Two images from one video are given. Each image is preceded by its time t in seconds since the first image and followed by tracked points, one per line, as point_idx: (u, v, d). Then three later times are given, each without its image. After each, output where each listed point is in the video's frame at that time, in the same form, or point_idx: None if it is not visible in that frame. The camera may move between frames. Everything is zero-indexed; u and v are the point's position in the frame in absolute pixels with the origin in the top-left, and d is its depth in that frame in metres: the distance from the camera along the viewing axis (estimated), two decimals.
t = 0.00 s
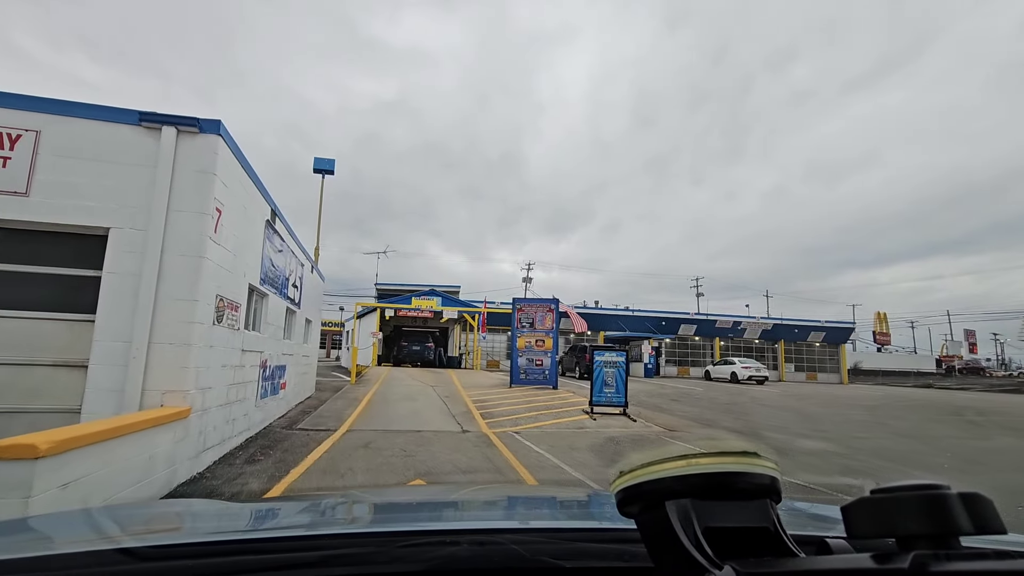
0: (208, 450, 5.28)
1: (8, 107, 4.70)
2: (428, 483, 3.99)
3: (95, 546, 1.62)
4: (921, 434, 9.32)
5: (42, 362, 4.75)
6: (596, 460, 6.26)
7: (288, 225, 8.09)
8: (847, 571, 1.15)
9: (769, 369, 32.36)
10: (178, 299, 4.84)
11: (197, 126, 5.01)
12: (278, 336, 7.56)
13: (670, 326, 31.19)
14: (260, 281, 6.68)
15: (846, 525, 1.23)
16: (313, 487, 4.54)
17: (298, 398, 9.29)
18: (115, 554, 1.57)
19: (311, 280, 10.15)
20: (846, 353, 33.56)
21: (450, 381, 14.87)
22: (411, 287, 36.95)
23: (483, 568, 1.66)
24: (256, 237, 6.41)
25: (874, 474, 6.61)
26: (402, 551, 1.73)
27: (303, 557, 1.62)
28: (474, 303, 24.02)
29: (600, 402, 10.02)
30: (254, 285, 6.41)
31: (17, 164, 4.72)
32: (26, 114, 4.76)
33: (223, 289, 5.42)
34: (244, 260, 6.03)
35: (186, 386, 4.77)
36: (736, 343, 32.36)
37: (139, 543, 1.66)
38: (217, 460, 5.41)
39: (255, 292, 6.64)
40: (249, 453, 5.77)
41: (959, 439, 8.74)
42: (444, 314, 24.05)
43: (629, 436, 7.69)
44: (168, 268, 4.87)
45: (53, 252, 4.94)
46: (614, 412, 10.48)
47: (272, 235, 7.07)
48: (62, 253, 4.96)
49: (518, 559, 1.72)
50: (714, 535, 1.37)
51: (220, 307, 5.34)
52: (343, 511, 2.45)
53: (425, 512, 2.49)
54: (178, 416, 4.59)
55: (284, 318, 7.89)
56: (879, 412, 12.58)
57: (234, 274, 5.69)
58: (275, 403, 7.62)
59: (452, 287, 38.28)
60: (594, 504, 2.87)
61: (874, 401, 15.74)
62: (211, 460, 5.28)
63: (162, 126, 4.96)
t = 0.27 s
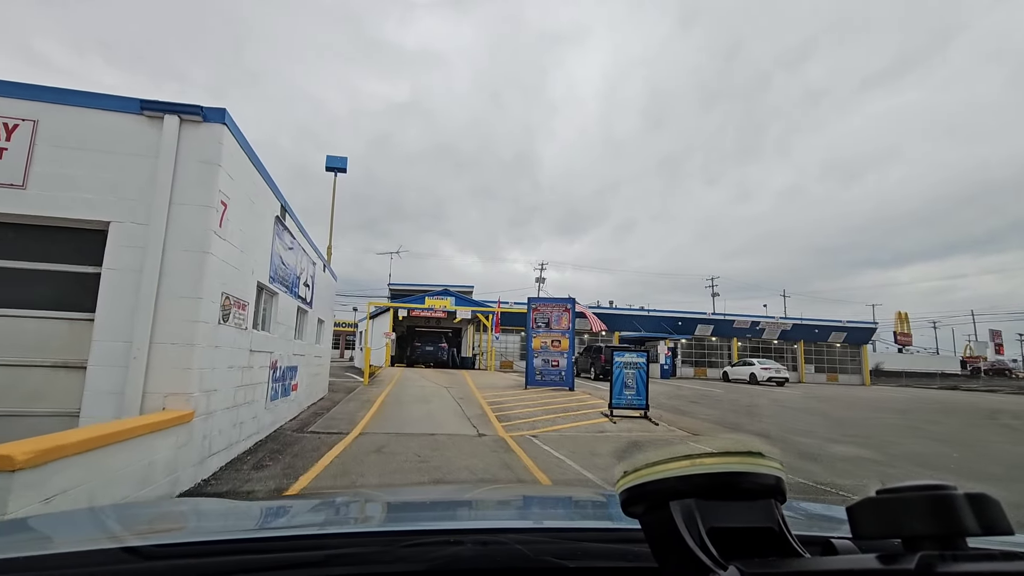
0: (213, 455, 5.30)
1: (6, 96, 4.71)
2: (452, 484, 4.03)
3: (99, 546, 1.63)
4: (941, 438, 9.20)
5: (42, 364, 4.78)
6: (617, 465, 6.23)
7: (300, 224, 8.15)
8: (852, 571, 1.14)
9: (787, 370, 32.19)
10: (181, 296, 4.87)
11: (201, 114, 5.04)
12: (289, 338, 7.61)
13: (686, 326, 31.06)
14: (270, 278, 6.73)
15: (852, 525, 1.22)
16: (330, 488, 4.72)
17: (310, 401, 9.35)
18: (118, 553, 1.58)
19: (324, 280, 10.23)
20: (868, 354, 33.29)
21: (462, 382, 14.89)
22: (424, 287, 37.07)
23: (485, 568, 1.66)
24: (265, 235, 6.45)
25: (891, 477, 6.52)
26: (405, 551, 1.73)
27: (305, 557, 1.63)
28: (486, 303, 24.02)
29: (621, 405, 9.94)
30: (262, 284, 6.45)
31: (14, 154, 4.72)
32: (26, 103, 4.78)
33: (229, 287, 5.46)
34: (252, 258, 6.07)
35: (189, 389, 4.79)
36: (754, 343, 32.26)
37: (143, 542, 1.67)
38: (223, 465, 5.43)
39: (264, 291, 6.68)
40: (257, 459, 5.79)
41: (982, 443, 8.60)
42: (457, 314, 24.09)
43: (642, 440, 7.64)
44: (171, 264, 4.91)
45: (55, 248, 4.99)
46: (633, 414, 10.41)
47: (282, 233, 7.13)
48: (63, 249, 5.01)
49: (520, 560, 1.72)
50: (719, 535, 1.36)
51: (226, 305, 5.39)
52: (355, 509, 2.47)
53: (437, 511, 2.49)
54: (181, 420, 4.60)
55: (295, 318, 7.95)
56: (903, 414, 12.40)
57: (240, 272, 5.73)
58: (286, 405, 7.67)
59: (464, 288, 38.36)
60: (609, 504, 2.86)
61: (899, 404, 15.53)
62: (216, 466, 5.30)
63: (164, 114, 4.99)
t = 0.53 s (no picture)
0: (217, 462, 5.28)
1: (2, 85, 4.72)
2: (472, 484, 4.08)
3: (106, 544, 1.64)
4: (961, 441, 9.09)
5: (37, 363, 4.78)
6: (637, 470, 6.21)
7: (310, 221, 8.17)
8: (856, 571, 1.14)
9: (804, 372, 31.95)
10: (179, 294, 4.83)
11: (202, 101, 5.00)
12: (297, 339, 7.61)
13: (701, 326, 31.05)
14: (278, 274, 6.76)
15: (857, 526, 1.21)
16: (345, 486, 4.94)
17: (320, 402, 9.38)
18: (125, 551, 1.59)
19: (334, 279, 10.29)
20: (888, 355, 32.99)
21: (473, 382, 14.91)
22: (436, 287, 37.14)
23: (489, 568, 1.66)
24: (270, 231, 6.42)
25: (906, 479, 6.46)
26: (410, 551, 1.74)
27: (311, 556, 1.64)
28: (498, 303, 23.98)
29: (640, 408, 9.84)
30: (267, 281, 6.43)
31: (7, 142, 4.71)
32: (25, 93, 4.80)
33: (230, 283, 5.43)
34: (256, 255, 6.04)
35: (188, 393, 4.73)
36: (770, 344, 32.09)
37: (151, 541, 1.68)
38: (226, 472, 5.39)
39: (271, 288, 6.69)
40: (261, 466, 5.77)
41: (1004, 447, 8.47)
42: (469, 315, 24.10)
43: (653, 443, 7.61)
44: (169, 259, 4.87)
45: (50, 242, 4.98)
46: (650, 416, 10.27)
47: (290, 230, 7.16)
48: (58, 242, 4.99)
49: (525, 559, 1.72)
50: (722, 536, 1.35)
51: (227, 302, 5.36)
52: (366, 508, 2.49)
53: (448, 511, 2.50)
54: (180, 425, 4.55)
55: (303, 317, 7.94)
56: (926, 417, 12.23)
57: (243, 268, 5.69)
58: (294, 407, 7.66)
59: (476, 288, 38.42)
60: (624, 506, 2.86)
61: (924, 406, 15.33)
62: (218, 473, 5.26)
63: (162, 101, 4.96)
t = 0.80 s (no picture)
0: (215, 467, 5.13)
1: None
2: (492, 484, 4.09)
3: (109, 543, 1.65)
4: (977, 444, 8.97)
5: (24, 365, 4.58)
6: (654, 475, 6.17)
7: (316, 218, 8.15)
8: (859, 571, 1.13)
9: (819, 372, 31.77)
10: (176, 291, 4.62)
11: (199, 87, 4.76)
12: (299, 338, 7.48)
13: (713, 326, 30.96)
14: (283, 272, 6.78)
15: (859, 525, 1.21)
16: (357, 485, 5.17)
17: (326, 404, 9.32)
18: (130, 550, 1.60)
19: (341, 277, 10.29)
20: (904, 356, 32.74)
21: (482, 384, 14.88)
22: (446, 286, 37.19)
23: (491, 567, 1.66)
24: (271, 226, 6.27)
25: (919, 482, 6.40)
26: (412, 550, 1.74)
27: (313, 555, 1.64)
28: (507, 303, 23.92)
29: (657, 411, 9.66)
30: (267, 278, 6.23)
31: None
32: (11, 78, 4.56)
33: (230, 280, 5.25)
34: (256, 251, 5.86)
35: (184, 397, 4.53)
36: (783, 344, 31.98)
37: (154, 540, 1.69)
38: (226, 477, 5.28)
39: (275, 285, 6.66)
40: (264, 471, 5.71)
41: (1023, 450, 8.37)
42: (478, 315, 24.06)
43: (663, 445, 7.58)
44: (165, 253, 4.65)
45: (42, 237, 4.73)
46: (667, 420, 10.03)
47: (295, 228, 7.17)
48: (51, 237, 4.74)
49: (527, 559, 1.72)
50: (724, 535, 1.35)
51: (227, 300, 5.20)
52: (374, 507, 2.48)
53: (458, 510, 2.50)
54: (175, 430, 4.36)
55: (308, 317, 7.90)
56: (944, 419, 12.11)
57: (242, 264, 5.50)
58: (297, 409, 7.59)
59: (485, 288, 38.39)
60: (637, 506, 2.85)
61: (946, 409, 15.11)
62: (218, 479, 5.13)
63: (157, 87, 4.72)
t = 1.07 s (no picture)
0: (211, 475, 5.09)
1: None
2: (507, 486, 4.09)
3: (113, 543, 1.66)
4: (993, 447, 8.85)
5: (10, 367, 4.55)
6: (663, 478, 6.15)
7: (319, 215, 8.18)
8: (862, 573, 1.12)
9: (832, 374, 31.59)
10: (166, 287, 4.57)
11: (191, 72, 4.73)
12: (300, 339, 7.42)
13: (723, 327, 30.84)
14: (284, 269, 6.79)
15: (863, 527, 1.20)
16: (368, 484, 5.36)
17: (330, 407, 9.29)
18: (133, 550, 1.61)
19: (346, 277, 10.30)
20: (919, 357, 32.52)
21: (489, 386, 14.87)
22: (454, 287, 37.24)
23: (493, 568, 1.66)
24: (270, 222, 6.22)
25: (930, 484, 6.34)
26: (414, 551, 1.74)
27: (314, 556, 1.64)
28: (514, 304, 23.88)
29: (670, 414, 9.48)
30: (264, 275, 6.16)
31: None
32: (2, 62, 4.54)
33: (226, 277, 5.21)
34: (253, 248, 5.79)
35: (175, 400, 4.47)
36: (795, 345, 31.84)
37: (157, 540, 1.70)
38: (224, 482, 5.27)
39: (275, 283, 6.66)
40: (261, 477, 5.66)
41: None
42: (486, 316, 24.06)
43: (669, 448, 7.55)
44: (155, 245, 4.61)
45: (29, 232, 4.70)
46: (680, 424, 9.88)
47: (297, 225, 7.17)
48: (37, 231, 4.71)
49: (530, 560, 1.72)
50: (728, 536, 1.34)
51: (223, 298, 5.16)
52: (380, 508, 2.48)
53: (465, 511, 2.51)
54: (166, 434, 4.29)
55: (310, 317, 7.90)
56: (961, 422, 11.99)
57: (236, 261, 5.43)
58: (298, 412, 7.55)
59: (493, 289, 38.43)
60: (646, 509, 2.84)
61: (964, 411, 14.92)
62: (213, 484, 5.08)
63: (148, 71, 4.69)
